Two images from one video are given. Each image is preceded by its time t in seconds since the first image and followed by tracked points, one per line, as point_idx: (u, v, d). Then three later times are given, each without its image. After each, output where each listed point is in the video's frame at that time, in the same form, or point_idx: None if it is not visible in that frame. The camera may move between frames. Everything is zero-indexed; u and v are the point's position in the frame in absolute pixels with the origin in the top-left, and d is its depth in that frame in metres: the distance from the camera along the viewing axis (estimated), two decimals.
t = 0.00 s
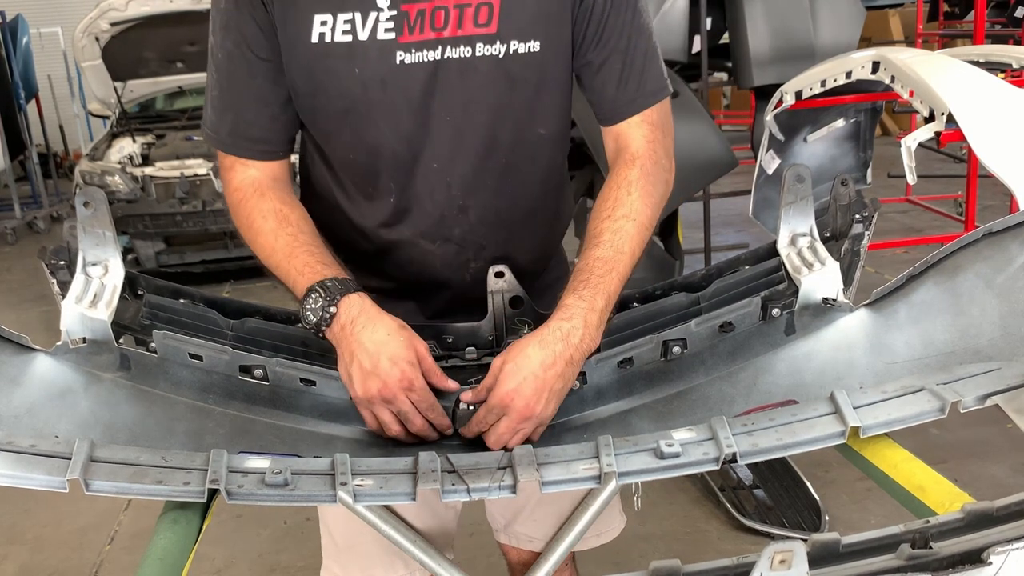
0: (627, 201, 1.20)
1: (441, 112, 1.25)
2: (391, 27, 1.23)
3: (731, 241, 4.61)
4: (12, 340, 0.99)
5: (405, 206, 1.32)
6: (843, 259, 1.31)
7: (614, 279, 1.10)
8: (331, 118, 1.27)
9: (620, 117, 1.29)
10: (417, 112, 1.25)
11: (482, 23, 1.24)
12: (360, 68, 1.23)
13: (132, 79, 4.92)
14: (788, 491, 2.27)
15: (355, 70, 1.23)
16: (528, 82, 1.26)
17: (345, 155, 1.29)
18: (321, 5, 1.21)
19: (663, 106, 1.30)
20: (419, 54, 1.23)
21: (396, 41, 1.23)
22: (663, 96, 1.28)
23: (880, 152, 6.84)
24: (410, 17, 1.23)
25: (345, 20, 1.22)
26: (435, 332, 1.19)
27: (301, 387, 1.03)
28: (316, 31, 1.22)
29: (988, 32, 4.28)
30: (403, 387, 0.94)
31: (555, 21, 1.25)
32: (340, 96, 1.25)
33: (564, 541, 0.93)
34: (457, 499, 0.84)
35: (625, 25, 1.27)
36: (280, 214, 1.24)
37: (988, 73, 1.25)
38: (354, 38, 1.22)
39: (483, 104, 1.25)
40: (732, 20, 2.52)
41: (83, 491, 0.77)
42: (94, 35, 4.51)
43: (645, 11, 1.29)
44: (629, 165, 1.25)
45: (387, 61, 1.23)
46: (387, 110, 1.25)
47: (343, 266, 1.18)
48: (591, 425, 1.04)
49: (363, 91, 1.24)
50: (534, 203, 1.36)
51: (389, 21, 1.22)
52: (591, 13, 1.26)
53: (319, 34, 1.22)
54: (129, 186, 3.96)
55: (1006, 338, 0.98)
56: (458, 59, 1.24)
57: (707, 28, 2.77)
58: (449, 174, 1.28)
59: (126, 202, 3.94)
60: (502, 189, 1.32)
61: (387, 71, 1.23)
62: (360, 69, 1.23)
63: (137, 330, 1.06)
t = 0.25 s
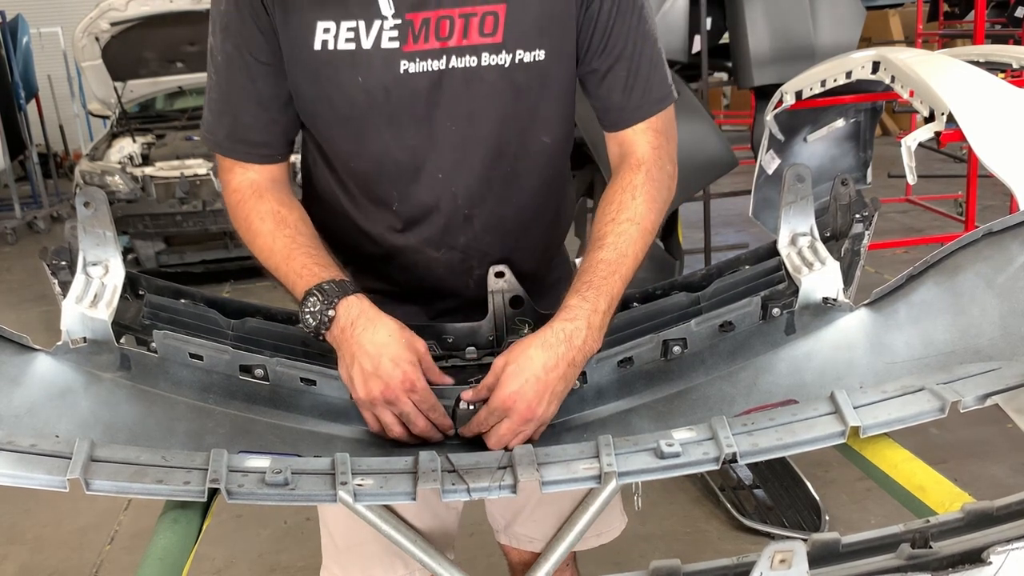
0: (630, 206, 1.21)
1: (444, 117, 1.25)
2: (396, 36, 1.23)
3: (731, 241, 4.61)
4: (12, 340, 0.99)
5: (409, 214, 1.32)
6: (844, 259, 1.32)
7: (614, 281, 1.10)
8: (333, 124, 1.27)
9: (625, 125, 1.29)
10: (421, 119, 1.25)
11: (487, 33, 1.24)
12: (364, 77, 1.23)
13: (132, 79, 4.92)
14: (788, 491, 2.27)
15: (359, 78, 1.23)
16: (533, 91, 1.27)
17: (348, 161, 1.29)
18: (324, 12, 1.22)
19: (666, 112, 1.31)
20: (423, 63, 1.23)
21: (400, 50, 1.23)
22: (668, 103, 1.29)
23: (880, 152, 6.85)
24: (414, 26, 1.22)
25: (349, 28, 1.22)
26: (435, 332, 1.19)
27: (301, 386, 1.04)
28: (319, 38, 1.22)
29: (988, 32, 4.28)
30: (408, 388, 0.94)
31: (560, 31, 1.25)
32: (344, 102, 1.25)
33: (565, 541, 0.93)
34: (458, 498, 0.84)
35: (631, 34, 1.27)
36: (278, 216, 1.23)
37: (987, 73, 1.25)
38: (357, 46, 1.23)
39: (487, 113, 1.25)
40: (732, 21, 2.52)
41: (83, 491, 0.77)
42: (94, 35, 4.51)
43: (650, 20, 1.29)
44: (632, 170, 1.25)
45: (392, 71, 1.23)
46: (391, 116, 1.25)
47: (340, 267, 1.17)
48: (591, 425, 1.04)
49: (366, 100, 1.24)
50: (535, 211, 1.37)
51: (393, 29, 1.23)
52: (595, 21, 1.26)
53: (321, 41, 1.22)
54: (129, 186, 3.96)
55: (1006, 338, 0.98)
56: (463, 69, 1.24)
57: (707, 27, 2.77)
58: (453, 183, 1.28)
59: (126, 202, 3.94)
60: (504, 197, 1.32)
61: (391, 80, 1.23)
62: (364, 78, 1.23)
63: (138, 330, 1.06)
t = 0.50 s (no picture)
0: (659, 228, 1.26)
1: (455, 173, 1.28)
2: (406, 108, 1.22)
3: (731, 241, 4.61)
4: (13, 341, 0.99)
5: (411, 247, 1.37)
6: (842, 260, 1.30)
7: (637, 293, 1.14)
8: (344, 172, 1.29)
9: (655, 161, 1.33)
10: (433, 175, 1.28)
11: (501, 101, 1.24)
12: (374, 147, 1.24)
13: (132, 79, 4.92)
14: (788, 491, 2.27)
15: (368, 149, 1.24)
16: (541, 150, 1.30)
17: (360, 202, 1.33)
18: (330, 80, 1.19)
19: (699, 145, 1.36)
20: (436, 135, 1.24)
21: (412, 123, 1.22)
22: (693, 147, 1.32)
23: (880, 152, 6.85)
24: (426, 99, 1.21)
25: (356, 100, 1.20)
26: (435, 334, 1.19)
27: (302, 387, 1.04)
28: (325, 109, 1.20)
29: (988, 31, 4.28)
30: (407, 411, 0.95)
31: (573, 92, 1.28)
32: (355, 159, 1.26)
33: (564, 541, 0.93)
34: (458, 498, 0.84)
35: (650, 88, 1.29)
36: (277, 242, 1.26)
37: (987, 73, 1.25)
38: (365, 117, 1.22)
39: (498, 174, 1.29)
40: (731, 21, 2.52)
41: (83, 490, 0.77)
42: (94, 35, 4.51)
43: (669, 68, 1.30)
44: (663, 194, 1.31)
45: (402, 141, 1.24)
46: (399, 176, 1.28)
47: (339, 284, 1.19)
48: (591, 425, 1.05)
49: (376, 163, 1.26)
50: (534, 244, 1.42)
51: (404, 102, 1.21)
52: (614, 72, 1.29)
53: (328, 111, 1.21)
54: (129, 186, 3.97)
55: (1006, 338, 0.97)
56: (477, 135, 1.26)
57: (707, 27, 2.77)
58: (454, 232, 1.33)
59: (126, 203, 3.94)
60: (503, 236, 1.37)
61: (401, 151, 1.25)
62: (374, 147, 1.24)
63: (138, 331, 1.06)
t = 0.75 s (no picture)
0: (664, 232, 1.27)
1: (451, 187, 1.28)
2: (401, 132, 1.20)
3: (731, 241, 4.61)
4: (13, 341, 0.99)
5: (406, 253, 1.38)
6: (841, 261, 1.31)
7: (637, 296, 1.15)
8: (342, 185, 1.29)
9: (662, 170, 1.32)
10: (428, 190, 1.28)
11: (499, 121, 1.23)
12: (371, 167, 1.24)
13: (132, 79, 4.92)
14: (788, 491, 2.27)
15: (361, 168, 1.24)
16: (540, 166, 1.30)
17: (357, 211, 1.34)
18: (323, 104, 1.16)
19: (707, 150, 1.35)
20: (432, 157, 1.23)
21: (409, 144, 1.21)
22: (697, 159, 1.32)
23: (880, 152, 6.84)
24: (423, 121, 1.20)
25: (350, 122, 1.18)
26: (436, 337, 1.19)
27: (302, 387, 1.04)
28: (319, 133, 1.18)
29: (988, 31, 4.28)
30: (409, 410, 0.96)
31: (573, 109, 1.26)
32: (351, 175, 1.26)
33: (564, 542, 0.93)
34: (458, 498, 0.84)
35: (652, 104, 1.28)
36: (269, 248, 1.27)
37: (987, 73, 1.25)
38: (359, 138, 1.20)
39: (495, 187, 1.29)
40: (731, 21, 2.52)
41: (83, 489, 0.77)
42: (94, 35, 4.52)
43: (676, 81, 1.28)
44: (667, 197, 1.32)
45: (398, 161, 1.23)
46: (395, 191, 1.27)
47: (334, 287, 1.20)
48: (591, 425, 1.05)
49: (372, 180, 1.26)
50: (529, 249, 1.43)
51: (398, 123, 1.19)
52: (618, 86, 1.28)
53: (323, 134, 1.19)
54: (129, 186, 3.97)
55: (1008, 338, 0.97)
56: (475, 157, 1.25)
57: (707, 27, 2.77)
58: (447, 242, 1.35)
59: (126, 203, 3.94)
60: (496, 242, 1.38)
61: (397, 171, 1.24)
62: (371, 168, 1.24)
63: (140, 333, 1.07)
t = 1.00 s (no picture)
0: (663, 232, 1.28)
1: (450, 187, 1.28)
2: (402, 129, 1.20)
3: (731, 241, 4.62)
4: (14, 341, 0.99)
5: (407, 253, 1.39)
6: (841, 261, 1.31)
7: (633, 293, 1.15)
8: (342, 186, 1.29)
9: (661, 169, 1.33)
10: (429, 192, 1.28)
11: (498, 119, 1.23)
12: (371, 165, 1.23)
13: (132, 79, 4.93)
14: (788, 491, 2.28)
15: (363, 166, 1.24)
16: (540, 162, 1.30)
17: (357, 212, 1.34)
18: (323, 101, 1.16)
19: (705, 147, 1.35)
20: (432, 156, 1.23)
21: (408, 143, 1.21)
22: (696, 156, 1.32)
23: (880, 152, 6.84)
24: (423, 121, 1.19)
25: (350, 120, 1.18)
26: (437, 339, 1.19)
27: (302, 387, 1.04)
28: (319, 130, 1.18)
29: (988, 31, 4.28)
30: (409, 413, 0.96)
31: (572, 106, 1.26)
32: (351, 175, 1.26)
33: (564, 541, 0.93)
34: (457, 496, 0.84)
35: (651, 101, 1.28)
36: (270, 250, 1.27)
37: (987, 72, 1.25)
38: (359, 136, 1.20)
39: (494, 187, 1.29)
40: (731, 21, 2.52)
41: (83, 487, 0.77)
42: (94, 35, 4.52)
43: (675, 77, 1.28)
44: (665, 197, 1.32)
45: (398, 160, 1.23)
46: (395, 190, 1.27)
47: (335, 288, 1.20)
48: (591, 425, 1.05)
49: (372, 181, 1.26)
50: (530, 249, 1.43)
51: (400, 122, 1.19)
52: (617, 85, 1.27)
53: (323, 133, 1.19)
54: (129, 186, 3.97)
55: (1006, 339, 0.95)
56: (474, 155, 1.25)
57: (707, 28, 2.77)
58: (448, 243, 1.35)
59: (126, 203, 3.94)
60: (498, 243, 1.38)
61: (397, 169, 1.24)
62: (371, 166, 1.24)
63: (143, 335, 1.08)
